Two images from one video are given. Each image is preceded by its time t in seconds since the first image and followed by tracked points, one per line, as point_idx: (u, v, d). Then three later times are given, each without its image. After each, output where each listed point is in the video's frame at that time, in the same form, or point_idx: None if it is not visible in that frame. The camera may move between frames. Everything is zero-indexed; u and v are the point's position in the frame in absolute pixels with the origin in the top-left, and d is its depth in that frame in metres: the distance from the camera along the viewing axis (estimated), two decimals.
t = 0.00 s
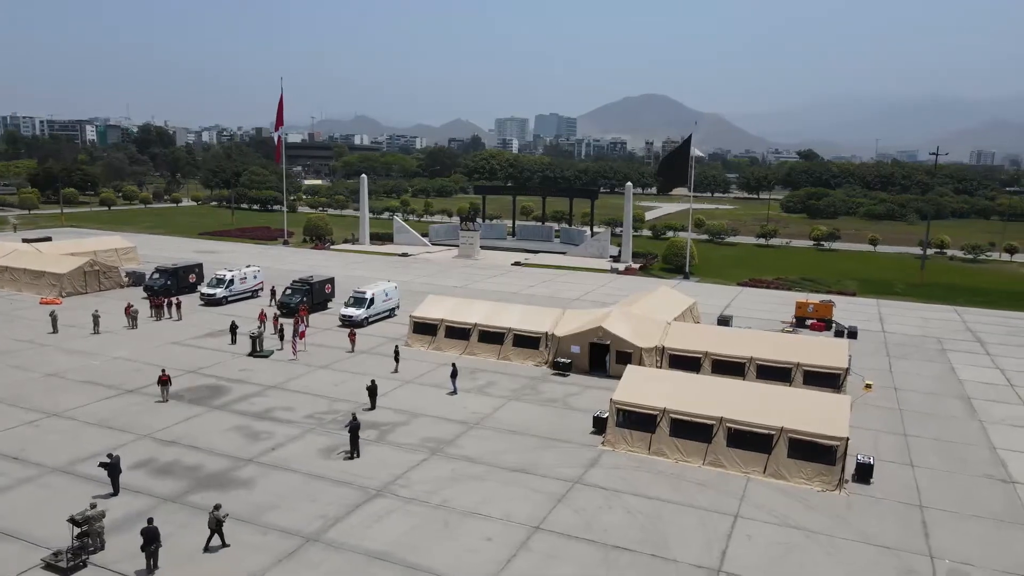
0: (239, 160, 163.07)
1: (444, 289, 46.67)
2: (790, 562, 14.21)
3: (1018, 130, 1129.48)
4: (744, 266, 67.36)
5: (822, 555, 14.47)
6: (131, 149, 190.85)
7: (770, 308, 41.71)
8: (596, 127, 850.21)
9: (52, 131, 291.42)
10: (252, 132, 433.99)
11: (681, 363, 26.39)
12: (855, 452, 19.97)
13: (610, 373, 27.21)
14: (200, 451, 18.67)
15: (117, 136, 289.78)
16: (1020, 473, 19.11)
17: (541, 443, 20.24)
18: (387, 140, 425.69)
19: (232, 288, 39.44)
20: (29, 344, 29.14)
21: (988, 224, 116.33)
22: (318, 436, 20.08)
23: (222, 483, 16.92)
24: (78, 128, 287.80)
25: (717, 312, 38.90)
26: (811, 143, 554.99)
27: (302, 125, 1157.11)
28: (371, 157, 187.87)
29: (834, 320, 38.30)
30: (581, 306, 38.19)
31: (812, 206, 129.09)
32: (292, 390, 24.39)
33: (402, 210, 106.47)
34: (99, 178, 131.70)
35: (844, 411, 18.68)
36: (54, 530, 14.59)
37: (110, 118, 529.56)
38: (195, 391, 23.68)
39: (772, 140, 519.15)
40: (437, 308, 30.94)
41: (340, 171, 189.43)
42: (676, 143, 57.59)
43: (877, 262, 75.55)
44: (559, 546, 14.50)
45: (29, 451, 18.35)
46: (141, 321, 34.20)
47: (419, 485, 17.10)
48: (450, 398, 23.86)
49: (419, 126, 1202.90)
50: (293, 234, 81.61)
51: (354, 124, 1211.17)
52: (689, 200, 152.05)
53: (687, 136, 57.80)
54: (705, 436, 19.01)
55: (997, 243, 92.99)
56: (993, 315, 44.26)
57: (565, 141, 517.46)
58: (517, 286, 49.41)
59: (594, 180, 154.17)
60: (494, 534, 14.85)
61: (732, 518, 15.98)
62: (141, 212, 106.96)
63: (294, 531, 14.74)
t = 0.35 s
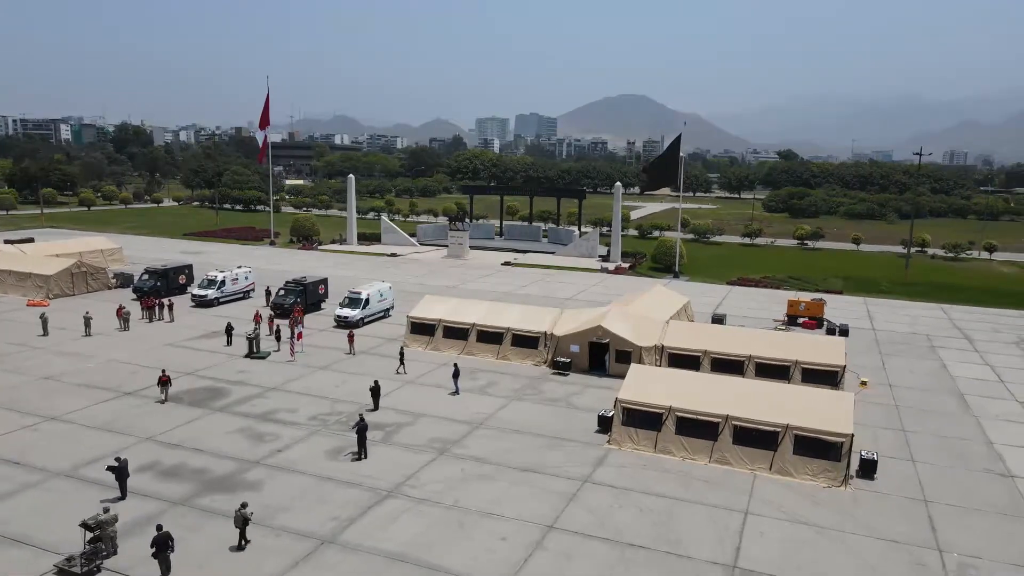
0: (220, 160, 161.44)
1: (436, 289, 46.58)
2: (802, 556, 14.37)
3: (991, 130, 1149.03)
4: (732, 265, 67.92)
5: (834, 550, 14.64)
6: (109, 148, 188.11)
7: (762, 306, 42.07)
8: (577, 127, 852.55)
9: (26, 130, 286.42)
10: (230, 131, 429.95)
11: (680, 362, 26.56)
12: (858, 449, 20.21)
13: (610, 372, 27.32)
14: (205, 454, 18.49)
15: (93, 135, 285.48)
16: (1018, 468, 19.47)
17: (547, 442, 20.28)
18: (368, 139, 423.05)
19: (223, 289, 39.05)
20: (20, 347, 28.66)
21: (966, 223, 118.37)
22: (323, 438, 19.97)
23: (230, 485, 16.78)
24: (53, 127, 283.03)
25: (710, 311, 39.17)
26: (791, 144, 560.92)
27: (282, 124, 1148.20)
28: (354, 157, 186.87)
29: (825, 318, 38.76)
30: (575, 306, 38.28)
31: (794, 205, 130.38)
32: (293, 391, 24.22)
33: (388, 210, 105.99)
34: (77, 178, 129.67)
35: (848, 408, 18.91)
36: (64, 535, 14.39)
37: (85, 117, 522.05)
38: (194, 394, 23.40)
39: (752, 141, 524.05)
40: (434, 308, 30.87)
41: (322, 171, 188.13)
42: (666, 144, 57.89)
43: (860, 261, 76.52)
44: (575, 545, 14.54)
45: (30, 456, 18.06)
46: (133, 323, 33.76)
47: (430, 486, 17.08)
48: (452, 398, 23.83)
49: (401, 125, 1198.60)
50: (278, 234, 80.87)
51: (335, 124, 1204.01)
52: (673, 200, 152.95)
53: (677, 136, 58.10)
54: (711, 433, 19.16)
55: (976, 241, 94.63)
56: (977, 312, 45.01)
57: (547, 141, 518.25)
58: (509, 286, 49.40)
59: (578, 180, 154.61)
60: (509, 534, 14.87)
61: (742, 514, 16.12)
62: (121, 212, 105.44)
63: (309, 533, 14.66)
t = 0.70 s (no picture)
0: (200, 160, 159.77)
1: (428, 289, 46.46)
2: (814, 551, 14.54)
3: (964, 130, 1168.96)
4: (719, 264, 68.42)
5: (844, 545, 14.84)
6: (85, 148, 185.26)
7: (753, 305, 42.45)
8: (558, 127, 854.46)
9: None
10: (208, 130, 425.19)
11: (679, 360, 26.71)
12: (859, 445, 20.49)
13: (610, 371, 27.43)
14: (210, 457, 18.30)
15: (67, 133, 280.93)
16: (1015, 462, 19.86)
17: (553, 441, 20.34)
18: (348, 139, 420.36)
19: (214, 290, 38.64)
20: (10, 350, 28.17)
21: (943, 222, 120.39)
22: (328, 439, 19.85)
23: (238, 488, 16.64)
24: (25, 125, 278.08)
25: (703, 309, 39.47)
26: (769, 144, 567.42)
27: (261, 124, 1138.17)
28: (335, 157, 185.67)
29: (816, 317, 39.22)
30: (569, 305, 38.39)
31: (776, 205, 131.69)
32: (293, 392, 24.05)
33: (373, 210, 105.52)
34: (54, 177, 127.54)
35: (850, 404, 19.17)
36: (75, 540, 14.19)
37: (58, 116, 513.70)
38: (193, 396, 23.17)
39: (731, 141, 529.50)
40: (431, 308, 30.82)
41: (303, 171, 186.77)
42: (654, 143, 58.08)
43: (845, 259, 77.50)
44: (590, 543, 14.60)
45: (31, 461, 17.75)
46: (124, 325, 33.31)
47: (439, 486, 17.08)
48: (454, 398, 23.78)
49: (381, 125, 1193.34)
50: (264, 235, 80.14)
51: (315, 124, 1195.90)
52: (656, 199, 153.79)
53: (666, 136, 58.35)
54: (716, 431, 19.32)
55: (954, 240, 96.31)
56: (962, 309, 45.81)
57: (526, 140, 520.01)
58: (500, 286, 49.40)
59: (561, 180, 155.04)
60: (523, 533, 14.89)
61: (751, 511, 16.28)
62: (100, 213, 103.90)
63: (323, 535, 14.58)
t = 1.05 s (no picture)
0: (180, 160, 157.90)
1: (420, 289, 46.32)
2: (825, 546, 14.75)
3: (939, 130, 1187.39)
4: (706, 263, 68.91)
5: (854, 539, 15.08)
6: (61, 147, 182.00)
7: (744, 303, 42.84)
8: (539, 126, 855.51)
9: None
10: (185, 130, 420.38)
11: (677, 359, 26.94)
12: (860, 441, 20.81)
13: (608, 370, 27.57)
14: (216, 460, 18.14)
15: (40, 133, 276.19)
16: (1011, 456, 20.28)
17: (559, 440, 20.42)
18: (329, 139, 417.17)
19: (205, 291, 38.24)
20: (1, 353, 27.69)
21: (921, 221, 122.32)
22: (334, 440, 19.76)
23: (248, 490, 16.50)
24: None
25: (696, 308, 39.78)
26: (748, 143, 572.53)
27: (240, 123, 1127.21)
28: (317, 157, 184.42)
29: (807, 315, 39.70)
30: (563, 305, 38.48)
31: (758, 204, 132.86)
32: (294, 394, 23.88)
33: (358, 210, 105.00)
34: (30, 177, 125.33)
35: (853, 400, 19.43)
36: (89, 544, 14.03)
37: (31, 115, 505.14)
38: (193, 399, 22.94)
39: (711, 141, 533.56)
40: (429, 308, 30.76)
41: (283, 171, 185.16)
42: (643, 142, 58.32)
43: (829, 258, 78.45)
44: (604, 541, 14.70)
45: (34, 465, 17.47)
46: (116, 327, 32.88)
47: (450, 486, 17.08)
48: (457, 398, 23.76)
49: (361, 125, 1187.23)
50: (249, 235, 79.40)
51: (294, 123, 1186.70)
52: (638, 199, 154.49)
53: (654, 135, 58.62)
54: (722, 429, 19.49)
55: (933, 238, 97.88)
56: (946, 306, 46.59)
57: (506, 140, 520.28)
58: (491, 286, 49.38)
59: (544, 180, 155.25)
60: (538, 532, 14.96)
61: (760, 507, 16.47)
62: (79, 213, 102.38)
63: (337, 536, 14.54)
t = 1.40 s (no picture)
0: (160, 160, 156.06)
1: (412, 289, 46.20)
2: (835, 541, 14.95)
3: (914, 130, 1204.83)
4: (694, 263, 69.35)
5: (864, 534, 15.28)
6: (36, 147, 178.93)
7: (735, 302, 43.23)
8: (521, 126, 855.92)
9: None
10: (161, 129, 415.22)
11: (675, 357, 27.12)
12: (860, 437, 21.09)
13: (607, 369, 27.70)
14: (222, 462, 17.97)
15: (13, 132, 271.56)
16: (1008, 451, 20.67)
17: (564, 439, 20.46)
18: (308, 139, 413.68)
19: (197, 292, 37.84)
20: None
21: (900, 220, 124.16)
22: (339, 441, 19.65)
23: (256, 493, 16.36)
24: None
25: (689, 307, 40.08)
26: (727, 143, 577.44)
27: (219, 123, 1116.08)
28: (299, 157, 183.10)
29: (798, 313, 40.18)
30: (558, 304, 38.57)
31: (740, 203, 134.01)
32: (294, 395, 23.70)
33: (343, 210, 104.42)
34: (6, 177, 123.13)
35: (855, 396, 19.68)
36: (100, 547, 13.85)
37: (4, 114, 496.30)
38: (193, 401, 22.68)
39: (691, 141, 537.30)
40: (426, 308, 30.72)
41: (265, 171, 183.54)
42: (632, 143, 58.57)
43: (814, 257, 79.37)
44: (618, 538, 14.76)
45: (36, 469, 17.17)
46: (107, 328, 32.43)
47: (460, 486, 17.06)
48: (459, 398, 23.73)
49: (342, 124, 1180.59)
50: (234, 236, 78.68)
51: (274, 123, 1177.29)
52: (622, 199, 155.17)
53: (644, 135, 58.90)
54: (726, 426, 19.66)
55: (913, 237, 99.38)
56: (932, 304, 47.33)
57: (488, 140, 520.36)
58: (483, 286, 49.37)
59: (528, 180, 155.43)
60: (553, 531, 15.00)
61: (769, 503, 16.65)
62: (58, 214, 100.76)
63: (351, 537, 14.48)
